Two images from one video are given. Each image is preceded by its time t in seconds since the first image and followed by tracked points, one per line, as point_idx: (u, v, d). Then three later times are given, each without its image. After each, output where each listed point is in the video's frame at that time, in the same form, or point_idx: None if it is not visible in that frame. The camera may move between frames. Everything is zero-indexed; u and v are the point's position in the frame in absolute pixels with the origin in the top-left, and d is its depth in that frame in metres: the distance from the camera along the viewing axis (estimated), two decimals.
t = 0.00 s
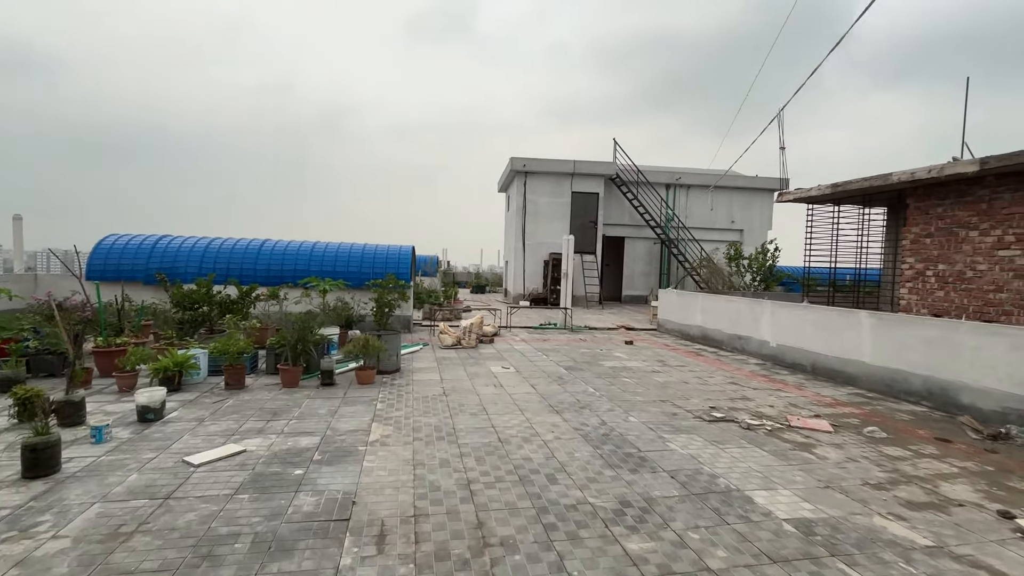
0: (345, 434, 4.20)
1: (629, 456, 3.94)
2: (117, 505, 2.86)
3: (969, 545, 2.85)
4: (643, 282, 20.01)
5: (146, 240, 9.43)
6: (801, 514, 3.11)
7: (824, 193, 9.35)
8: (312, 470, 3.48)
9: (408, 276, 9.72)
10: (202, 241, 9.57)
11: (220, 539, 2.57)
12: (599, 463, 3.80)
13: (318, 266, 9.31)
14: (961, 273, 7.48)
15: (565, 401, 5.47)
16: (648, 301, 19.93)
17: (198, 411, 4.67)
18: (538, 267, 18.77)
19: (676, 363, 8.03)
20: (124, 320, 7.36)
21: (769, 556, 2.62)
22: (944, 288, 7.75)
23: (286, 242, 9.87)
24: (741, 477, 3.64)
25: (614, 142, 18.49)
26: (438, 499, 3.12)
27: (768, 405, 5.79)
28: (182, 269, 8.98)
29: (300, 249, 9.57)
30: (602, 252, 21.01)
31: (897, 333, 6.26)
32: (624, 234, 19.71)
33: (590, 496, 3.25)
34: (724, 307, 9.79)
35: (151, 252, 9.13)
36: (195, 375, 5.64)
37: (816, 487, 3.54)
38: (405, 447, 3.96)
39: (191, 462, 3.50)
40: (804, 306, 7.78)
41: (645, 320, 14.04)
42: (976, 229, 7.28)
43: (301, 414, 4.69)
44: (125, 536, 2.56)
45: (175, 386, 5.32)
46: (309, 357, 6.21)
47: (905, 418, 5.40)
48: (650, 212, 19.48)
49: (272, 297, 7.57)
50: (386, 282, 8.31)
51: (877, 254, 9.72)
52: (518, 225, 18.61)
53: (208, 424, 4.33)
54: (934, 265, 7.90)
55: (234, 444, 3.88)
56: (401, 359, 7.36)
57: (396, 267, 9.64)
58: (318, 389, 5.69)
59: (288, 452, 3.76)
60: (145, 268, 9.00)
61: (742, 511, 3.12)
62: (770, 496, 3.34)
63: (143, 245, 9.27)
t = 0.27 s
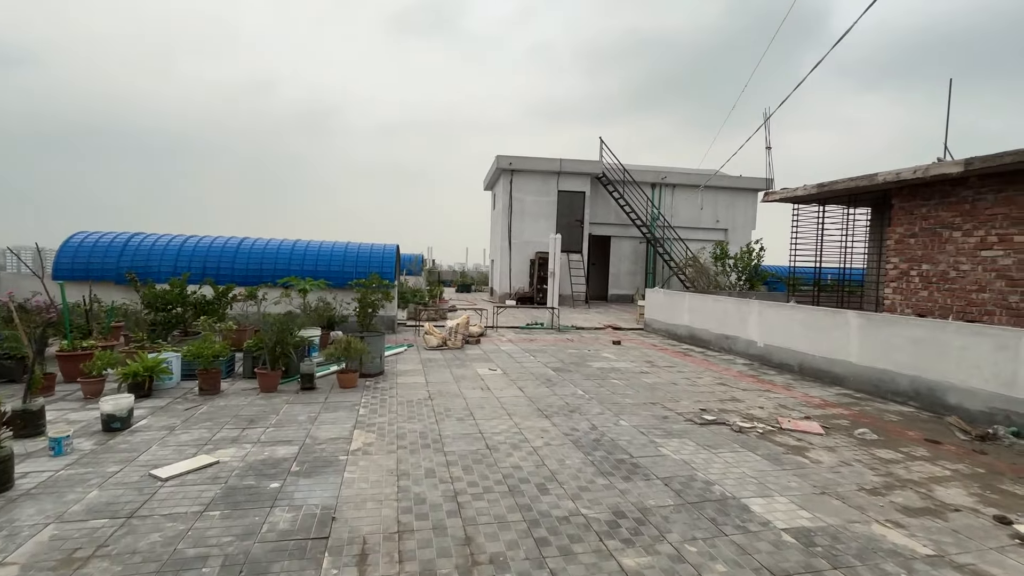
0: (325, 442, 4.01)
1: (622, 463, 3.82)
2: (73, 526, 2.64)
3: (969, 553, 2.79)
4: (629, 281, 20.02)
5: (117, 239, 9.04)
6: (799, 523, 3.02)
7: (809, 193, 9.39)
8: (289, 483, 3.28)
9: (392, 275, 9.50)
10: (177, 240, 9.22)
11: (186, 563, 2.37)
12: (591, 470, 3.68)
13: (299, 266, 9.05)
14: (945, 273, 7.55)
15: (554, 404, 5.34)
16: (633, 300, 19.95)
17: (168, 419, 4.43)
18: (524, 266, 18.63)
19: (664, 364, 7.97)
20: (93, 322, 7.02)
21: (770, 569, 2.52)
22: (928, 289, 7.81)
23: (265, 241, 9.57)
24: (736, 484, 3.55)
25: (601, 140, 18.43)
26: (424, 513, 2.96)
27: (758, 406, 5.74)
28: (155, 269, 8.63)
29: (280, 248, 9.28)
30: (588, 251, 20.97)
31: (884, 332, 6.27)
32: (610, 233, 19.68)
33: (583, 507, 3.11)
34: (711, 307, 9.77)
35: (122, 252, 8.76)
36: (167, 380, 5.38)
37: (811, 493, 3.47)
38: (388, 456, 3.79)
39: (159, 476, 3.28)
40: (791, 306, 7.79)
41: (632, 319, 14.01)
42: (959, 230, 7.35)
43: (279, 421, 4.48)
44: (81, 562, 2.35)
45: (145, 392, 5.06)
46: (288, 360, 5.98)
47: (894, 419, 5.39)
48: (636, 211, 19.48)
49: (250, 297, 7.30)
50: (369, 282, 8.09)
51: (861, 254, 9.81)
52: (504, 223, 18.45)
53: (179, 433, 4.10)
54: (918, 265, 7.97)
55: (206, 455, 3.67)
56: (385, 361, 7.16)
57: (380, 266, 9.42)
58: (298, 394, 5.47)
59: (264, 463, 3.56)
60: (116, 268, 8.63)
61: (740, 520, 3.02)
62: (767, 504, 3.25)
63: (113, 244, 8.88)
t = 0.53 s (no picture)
0: (298, 448, 3.83)
1: (606, 466, 3.75)
2: (17, 548, 2.42)
3: (950, 551, 2.81)
4: (607, 279, 20.13)
5: (74, 234, 8.56)
6: (785, 525, 3.00)
7: (784, 193, 9.54)
8: (259, 493, 3.10)
9: (368, 273, 9.27)
10: (139, 236, 8.78)
11: None
12: (575, 473, 3.60)
13: (270, 263, 8.73)
14: (913, 272, 7.75)
15: (536, 405, 5.25)
16: (611, 298, 20.05)
17: (128, 427, 4.16)
18: (503, 264, 18.52)
19: (644, 362, 7.97)
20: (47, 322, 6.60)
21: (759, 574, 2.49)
22: (897, 287, 8.02)
23: (235, 237, 9.21)
24: (721, 485, 3.51)
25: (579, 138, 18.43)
26: (404, 523, 2.83)
27: (738, 405, 5.77)
28: (116, 267, 8.20)
29: (251, 245, 8.94)
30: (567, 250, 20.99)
31: (858, 331, 6.39)
32: (588, 231, 19.73)
33: (569, 513, 3.03)
34: (689, 305, 9.84)
35: (80, 248, 8.29)
36: (127, 385, 5.08)
37: (795, 493, 3.47)
38: (365, 462, 3.64)
39: (116, 489, 3.05)
40: (767, 304, 7.89)
41: (610, 317, 14.04)
42: (927, 230, 7.56)
43: (249, 427, 4.27)
44: None
45: (103, 398, 4.76)
46: (259, 362, 5.73)
47: (868, 416, 5.50)
48: (614, 209, 19.57)
49: (219, 296, 6.99)
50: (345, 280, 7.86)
51: (833, 253, 10.03)
52: (482, 221, 18.28)
53: (139, 441, 3.85)
54: (888, 264, 8.17)
55: (169, 465, 3.44)
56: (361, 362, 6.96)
57: (356, 264, 9.17)
58: (269, 397, 5.24)
59: (232, 473, 3.36)
60: (73, 265, 8.16)
61: (726, 523, 2.98)
62: (752, 505, 3.23)
63: (70, 240, 8.39)
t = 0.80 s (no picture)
0: (256, 454, 3.62)
1: (577, 462, 3.74)
2: None
3: (903, 533, 2.96)
4: (569, 275, 20.32)
5: None
6: (751, 515, 3.07)
7: (740, 191, 9.86)
8: (214, 504, 2.90)
9: (328, 269, 8.94)
10: (73, 229, 8.13)
11: None
12: (547, 470, 3.58)
13: (221, 259, 8.28)
14: (859, 268, 8.18)
15: (504, 403, 5.20)
16: (574, 293, 20.27)
17: (63, 437, 3.82)
18: (466, 261, 18.35)
19: (609, 357, 8.06)
20: None
21: (730, 565, 2.53)
22: (844, 282, 8.45)
23: (181, 231, 8.67)
24: (689, 477, 3.57)
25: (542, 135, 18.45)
26: (372, 530, 2.71)
27: (700, 397, 5.91)
28: (47, 262, 7.55)
29: (200, 240, 8.44)
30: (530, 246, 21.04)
31: (811, 323, 6.68)
32: (551, 228, 19.83)
33: (542, 512, 2.99)
34: (651, 300, 10.03)
35: (3, 242, 7.58)
36: (62, 391, 4.67)
37: (758, 482, 3.57)
38: (329, 466, 3.48)
39: (50, 506, 2.78)
40: (725, 299, 8.14)
41: (573, 313, 14.17)
42: (871, 228, 7.98)
43: (200, 433, 4.01)
44: None
45: (34, 406, 4.36)
46: (211, 364, 5.41)
47: (821, 405, 5.76)
48: (576, 206, 19.75)
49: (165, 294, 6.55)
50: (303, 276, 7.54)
51: (784, 250, 10.48)
52: (445, 216, 18.03)
53: (77, 453, 3.54)
54: (836, 261, 8.59)
55: (111, 477, 3.18)
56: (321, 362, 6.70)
57: (314, 259, 8.82)
58: (223, 401, 4.95)
59: (183, 483, 3.13)
60: None
61: (697, 515, 3.03)
62: (720, 496, 3.30)
63: None
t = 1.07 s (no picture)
0: (205, 464, 3.40)
1: (542, 456, 3.77)
2: None
3: (844, 510, 3.20)
4: (523, 271, 20.44)
5: None
6: (710, 500, 3.22)
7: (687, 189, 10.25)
8: (161, 520, 2.70)
9: (274, 266, 8.53)
10: None
11: None
12: (513, 467, 3.58)
13: (155, 255, 7.70)
14: (795, 262, 8.72)
15: (465, 400, 5.16)
16: (527, 288, 20.42)
17: None
18: (419, 256, 18.05)
19: (565, 351, 8.18)
20: None
21: (695, 551, 2.64)
22: (782, 276, 8.99)
23: (108, 225, 7.99)
24: (650, 467, 3.69)
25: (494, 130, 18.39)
26: (338, 537, 2.62)
27: (655, 388, 6.11)
28: None
29: (129, 234, 7.81)
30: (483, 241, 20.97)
31: (754, 315, 7.06)
32: (505, 223, 19.84)
33: (511, 508, 2.99)
34: (604, 295, 10.25)
35: None
36: None
37: (713, 469, 3.74)
38: (286, 473, 3.32)
39: None
40: (675, 293, 8.45)
41: (528, 308, 14.26)
42: (806, 225, 8.53)
43: (139, 443, 3.71)
44: None
45: None
46: (148, 369, 5.03)
47: (764, 392, 6.11)
48: (529, 201, 19.86)
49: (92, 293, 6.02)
50: (248, 273, 7.15)
51: (727, 246, 11.01)
52: (396, 211, 17.63)
53: None
54: (774, 256, 9.12)
55: (38, 497, 2.88)
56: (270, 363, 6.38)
57: (259, 255, 8.37)
58: (162, 408, 4.61)
59: (123, 499, 2.89)
60: None
61: (659, 504, 3.13)
62: (680, 484, 3.43)
63: None
